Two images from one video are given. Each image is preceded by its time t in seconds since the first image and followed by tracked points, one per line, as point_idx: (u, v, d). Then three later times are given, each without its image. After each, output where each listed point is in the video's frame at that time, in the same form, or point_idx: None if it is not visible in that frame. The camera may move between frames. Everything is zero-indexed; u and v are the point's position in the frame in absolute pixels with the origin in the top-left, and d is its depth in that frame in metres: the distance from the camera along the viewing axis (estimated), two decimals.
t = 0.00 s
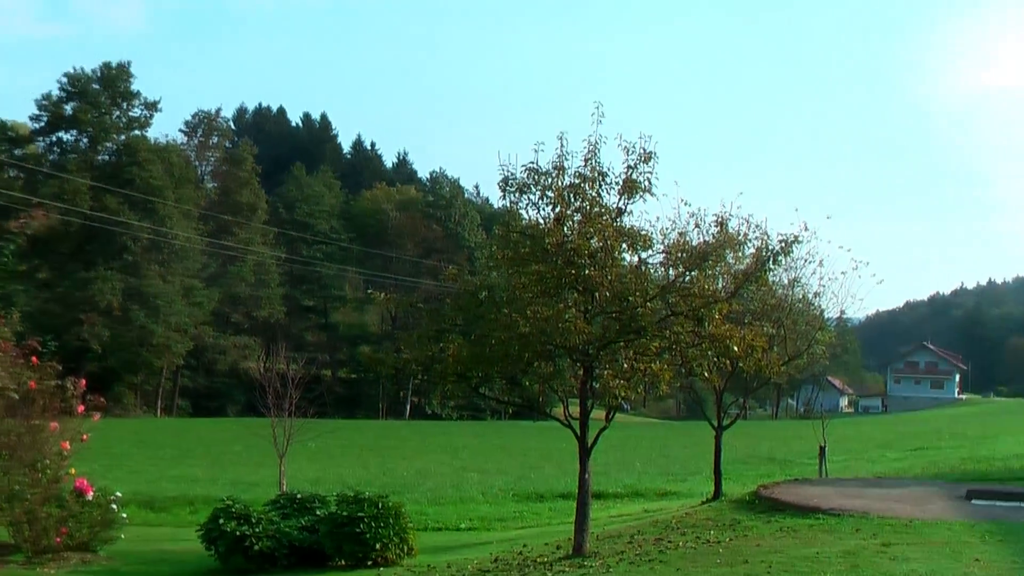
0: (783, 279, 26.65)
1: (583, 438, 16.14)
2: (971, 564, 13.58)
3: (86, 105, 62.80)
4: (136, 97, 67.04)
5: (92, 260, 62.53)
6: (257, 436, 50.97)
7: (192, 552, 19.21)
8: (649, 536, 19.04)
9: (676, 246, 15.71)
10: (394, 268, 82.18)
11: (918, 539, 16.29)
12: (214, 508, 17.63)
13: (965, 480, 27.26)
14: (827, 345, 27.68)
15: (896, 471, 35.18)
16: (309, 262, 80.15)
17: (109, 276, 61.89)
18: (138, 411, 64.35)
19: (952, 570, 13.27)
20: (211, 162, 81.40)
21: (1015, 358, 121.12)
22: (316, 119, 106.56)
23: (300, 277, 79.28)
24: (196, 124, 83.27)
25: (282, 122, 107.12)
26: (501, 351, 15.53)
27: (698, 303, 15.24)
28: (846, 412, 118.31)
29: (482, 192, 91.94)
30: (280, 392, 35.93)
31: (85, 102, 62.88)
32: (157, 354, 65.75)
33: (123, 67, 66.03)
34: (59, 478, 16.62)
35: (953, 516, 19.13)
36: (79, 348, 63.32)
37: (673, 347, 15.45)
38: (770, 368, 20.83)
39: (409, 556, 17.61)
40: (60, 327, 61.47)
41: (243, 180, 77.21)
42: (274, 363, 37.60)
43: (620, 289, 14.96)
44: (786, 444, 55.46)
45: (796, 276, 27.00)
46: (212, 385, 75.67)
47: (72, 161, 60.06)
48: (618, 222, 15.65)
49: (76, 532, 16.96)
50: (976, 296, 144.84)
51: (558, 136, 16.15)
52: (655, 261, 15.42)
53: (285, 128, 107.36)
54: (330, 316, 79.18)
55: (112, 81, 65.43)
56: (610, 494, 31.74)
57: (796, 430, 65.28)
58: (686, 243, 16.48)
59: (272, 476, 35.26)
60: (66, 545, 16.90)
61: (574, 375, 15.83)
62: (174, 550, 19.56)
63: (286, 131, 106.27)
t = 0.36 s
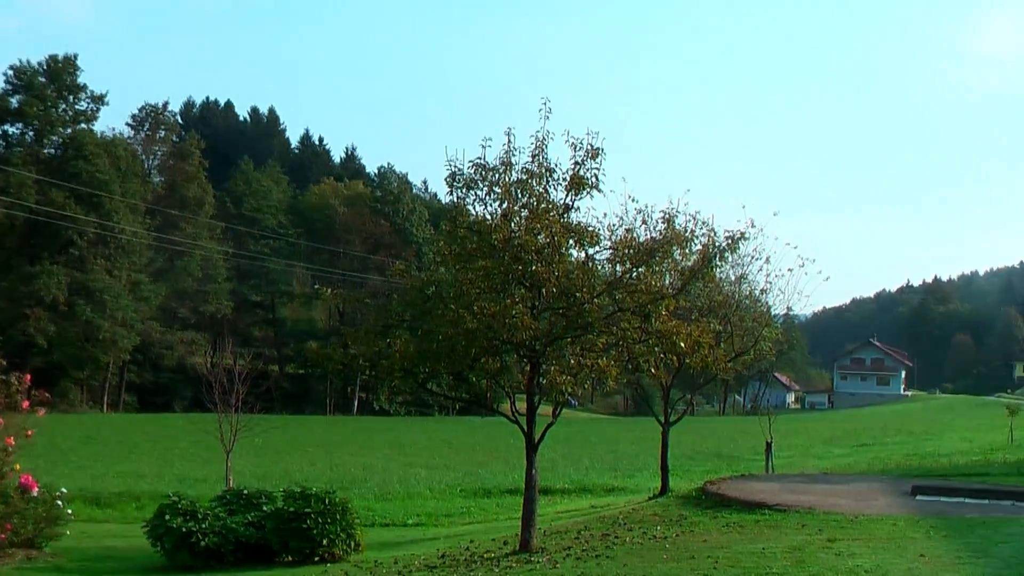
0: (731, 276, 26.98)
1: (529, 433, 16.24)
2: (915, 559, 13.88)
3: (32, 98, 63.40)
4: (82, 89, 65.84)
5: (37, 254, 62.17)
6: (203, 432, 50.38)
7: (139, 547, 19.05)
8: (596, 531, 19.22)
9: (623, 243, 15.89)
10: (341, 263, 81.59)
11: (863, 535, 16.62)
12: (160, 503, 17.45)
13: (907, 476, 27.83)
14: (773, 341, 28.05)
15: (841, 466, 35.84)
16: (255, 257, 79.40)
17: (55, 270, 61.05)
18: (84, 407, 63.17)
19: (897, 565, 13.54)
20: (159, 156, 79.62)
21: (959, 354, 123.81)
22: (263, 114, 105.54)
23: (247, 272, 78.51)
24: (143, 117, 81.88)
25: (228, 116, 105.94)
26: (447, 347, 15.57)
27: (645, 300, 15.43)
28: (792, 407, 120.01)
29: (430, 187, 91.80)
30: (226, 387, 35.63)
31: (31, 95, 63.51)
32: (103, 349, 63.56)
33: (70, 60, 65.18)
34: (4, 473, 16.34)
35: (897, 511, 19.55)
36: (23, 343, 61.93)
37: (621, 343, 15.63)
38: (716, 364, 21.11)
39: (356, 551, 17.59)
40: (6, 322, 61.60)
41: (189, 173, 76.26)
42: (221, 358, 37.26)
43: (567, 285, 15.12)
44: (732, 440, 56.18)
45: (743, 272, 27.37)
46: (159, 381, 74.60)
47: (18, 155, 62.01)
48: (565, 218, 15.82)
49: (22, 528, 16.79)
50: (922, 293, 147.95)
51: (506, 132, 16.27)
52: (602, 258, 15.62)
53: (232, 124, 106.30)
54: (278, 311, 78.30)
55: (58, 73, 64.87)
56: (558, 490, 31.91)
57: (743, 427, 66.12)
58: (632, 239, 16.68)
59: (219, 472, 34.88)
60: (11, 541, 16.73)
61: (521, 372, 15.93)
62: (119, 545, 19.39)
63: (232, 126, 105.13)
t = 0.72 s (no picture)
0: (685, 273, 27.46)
1: (483, 430, 16.31)
2: (868, 556, 14.11)
3: None
4: (36, 83, 64.52)
5: None
6: (157, 429, 49.81)
7: (92, 543, 18.90)
8: (549, 528, 19.35)
9: (577, 240, 16.03)
10: (296, 259, 80.92)
11: (817, 531, 16.90)
12: (113, 501, 17.33)
13: (860, 473, 28.28)
14: (727, 339, 28.41)
15: (795, 463, 36.38)
16: (210, 253, 78.61)
17: (9, 265, 59.59)
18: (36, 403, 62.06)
19: (850, 561, 13.77)
20: (113, 151, 78.64)
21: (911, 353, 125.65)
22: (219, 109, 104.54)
23: (202, 269, 77.77)
24: (98, 112, 80.29)
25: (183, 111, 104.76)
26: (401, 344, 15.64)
27: (599, 297, 15.59)
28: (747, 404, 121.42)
29: (386, 183, 91.48)
30: (181, 383, 35.31)
31: None
32: (56, 346, 62.55)
33: (25, 52, 62.84)
34: None
35: (851, 508, 19.88)
36: None
37: (574, 340, 15.76)
38: (671, 361, 21.30)
39: (309, 549, 17.54)
40: None
41: (143, 169, 75.42)
42: (175, 355, 36.92)
43: (520, 282, 15.22)
44: (686, 437, 56.70)
45: (697, 270, 27.75)
46: (112, 377, 73.46)
47: None
48: (519, 215, 15.95)
49: None
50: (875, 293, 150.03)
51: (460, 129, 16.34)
52: (556, 255, 15.76)
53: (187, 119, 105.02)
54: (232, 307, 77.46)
55: (13, 67, 62.56)
56: (512, 487, 32.04)
57: (698, 423, 66.79)
58: (587, 236, 16.79)
59: (174, 469, 34.51)
60: None
61: (475, 369, 16.00)
62: (72, 541, 19.20)
63: (188, 121, 103.94)
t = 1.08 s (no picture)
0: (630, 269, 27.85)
1: (428, 425, 16.36)
2: (811, 551, 14.45)
3: None
4: None
5: None
6: (101, 425, 48.87)
7: (34, 541, 18.56)
8: (494, 525, 19.45)
9: (524, 236, 16.16)
10: (242, 254, 80.40)
11: (760, 527, 17.24)
12: (56, 497, 17.03)
13: (804, 469, 28.81)
14: (672, 336, 28.75)
15: (740, 460, 36.89)
16: (155, 249, 77.72)
17: None
18: None
19: (793, 556, 14.09)
20: (58, 144, 76.81)
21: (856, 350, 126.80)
22: (165, 102, 102.85)
23: (147, 264, 76.87)
24: (41, 105, 78.78)
25: (128, 103, 102.95)
26: (347, 339, 15.67)
27: (545, 293, 15.70)
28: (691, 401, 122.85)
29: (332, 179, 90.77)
30: (126, 380, 34.67)
31: None
32: None
33: None
34: None
35: (795, 503, 20.29)
36: None
37: (520, 336, 15.84)
38: (617, 357, 21.49)
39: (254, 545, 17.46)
40: None
41: (89, 163, 73.17)
42: (119, 351, 36.27)
43: (466, 278, 15.29)
44: (633, 433, 57.13)
45: (643, 266, 28.05)
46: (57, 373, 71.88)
47: None
48: (464, 210, 16.02)
49: None
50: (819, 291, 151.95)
51: (406, 124, 16.34)
52: (501, 251, 15.88)
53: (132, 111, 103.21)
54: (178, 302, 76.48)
55: None
56: (457, 483, 32.08)
57: (643, 420, 67.46)
58: (533, 231, 16.91)
59: (119, 466, 33.92)
60: None
61: (420, 364, 16.03)
62: (13, 539, 18.84)
63: (132, 113, 102.14)
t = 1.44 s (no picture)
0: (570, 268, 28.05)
1: (366, 424, 16.34)
2: (748, 549, 14.74)
3: None
4: None
5: None
6: (35, 423, 47.78)
7: None
8: (432, 523, 19.51)
9: (462, 234, 16.28)
10: (180, 250, 78.23)
11: (698, 526, 17.53)
12: None
13: (740, 467, 29.37)
14: (610, 335, 29.02)
15: (678, 458, 37.38)
16: (92, 244, 76.17)
17: None
18: None
19: (730, 555, 14.37)
20: None
21: (793, 348, 128.87)
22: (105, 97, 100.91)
23: (84, 260, 75.24)
24: None
25: (66, 97, 100.87)
26: (284, 336, 15.51)
27: (483, 291, 15.83)
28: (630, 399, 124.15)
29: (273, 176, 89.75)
30: (63, 377, 34.07)
31: None
32: None
33: None
34: None
35: (732, 501, 20.69)
36: None
37: (458, 334, 15.91)
38: (556, 355, 21.64)
39: (190, 543, 17.51)
40: None
41: (25, 158, 71.82)
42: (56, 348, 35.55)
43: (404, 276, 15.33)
44: (571, 431, 57.57)
45: (582, 265, 28.28)
46: None
47: None
48: (403, 208, 16.05)
49: None
50: (758, 291, 154.20)
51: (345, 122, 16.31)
52: (440, 249, 15.97)
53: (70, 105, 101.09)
54: (116, 299, 75.24)
55: None
56: (395, 481, 32.08)
57: (584, 418, 67.89)
58: (472, 230, 16.99)
59: (55, 464, 33.26)
60: None
61: (358, 362, 16.03)
62: None
63: (71, 108, 100.10)
